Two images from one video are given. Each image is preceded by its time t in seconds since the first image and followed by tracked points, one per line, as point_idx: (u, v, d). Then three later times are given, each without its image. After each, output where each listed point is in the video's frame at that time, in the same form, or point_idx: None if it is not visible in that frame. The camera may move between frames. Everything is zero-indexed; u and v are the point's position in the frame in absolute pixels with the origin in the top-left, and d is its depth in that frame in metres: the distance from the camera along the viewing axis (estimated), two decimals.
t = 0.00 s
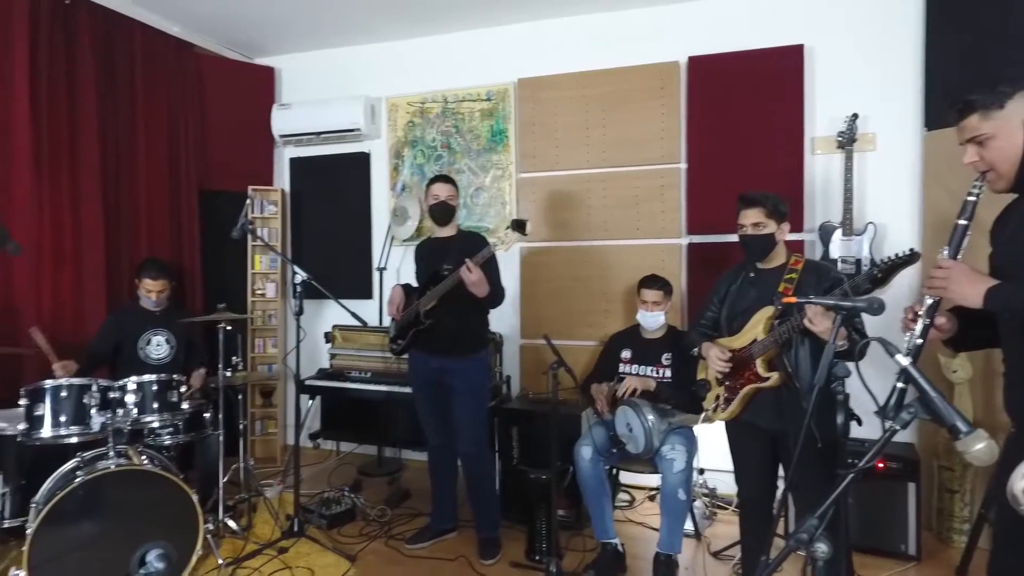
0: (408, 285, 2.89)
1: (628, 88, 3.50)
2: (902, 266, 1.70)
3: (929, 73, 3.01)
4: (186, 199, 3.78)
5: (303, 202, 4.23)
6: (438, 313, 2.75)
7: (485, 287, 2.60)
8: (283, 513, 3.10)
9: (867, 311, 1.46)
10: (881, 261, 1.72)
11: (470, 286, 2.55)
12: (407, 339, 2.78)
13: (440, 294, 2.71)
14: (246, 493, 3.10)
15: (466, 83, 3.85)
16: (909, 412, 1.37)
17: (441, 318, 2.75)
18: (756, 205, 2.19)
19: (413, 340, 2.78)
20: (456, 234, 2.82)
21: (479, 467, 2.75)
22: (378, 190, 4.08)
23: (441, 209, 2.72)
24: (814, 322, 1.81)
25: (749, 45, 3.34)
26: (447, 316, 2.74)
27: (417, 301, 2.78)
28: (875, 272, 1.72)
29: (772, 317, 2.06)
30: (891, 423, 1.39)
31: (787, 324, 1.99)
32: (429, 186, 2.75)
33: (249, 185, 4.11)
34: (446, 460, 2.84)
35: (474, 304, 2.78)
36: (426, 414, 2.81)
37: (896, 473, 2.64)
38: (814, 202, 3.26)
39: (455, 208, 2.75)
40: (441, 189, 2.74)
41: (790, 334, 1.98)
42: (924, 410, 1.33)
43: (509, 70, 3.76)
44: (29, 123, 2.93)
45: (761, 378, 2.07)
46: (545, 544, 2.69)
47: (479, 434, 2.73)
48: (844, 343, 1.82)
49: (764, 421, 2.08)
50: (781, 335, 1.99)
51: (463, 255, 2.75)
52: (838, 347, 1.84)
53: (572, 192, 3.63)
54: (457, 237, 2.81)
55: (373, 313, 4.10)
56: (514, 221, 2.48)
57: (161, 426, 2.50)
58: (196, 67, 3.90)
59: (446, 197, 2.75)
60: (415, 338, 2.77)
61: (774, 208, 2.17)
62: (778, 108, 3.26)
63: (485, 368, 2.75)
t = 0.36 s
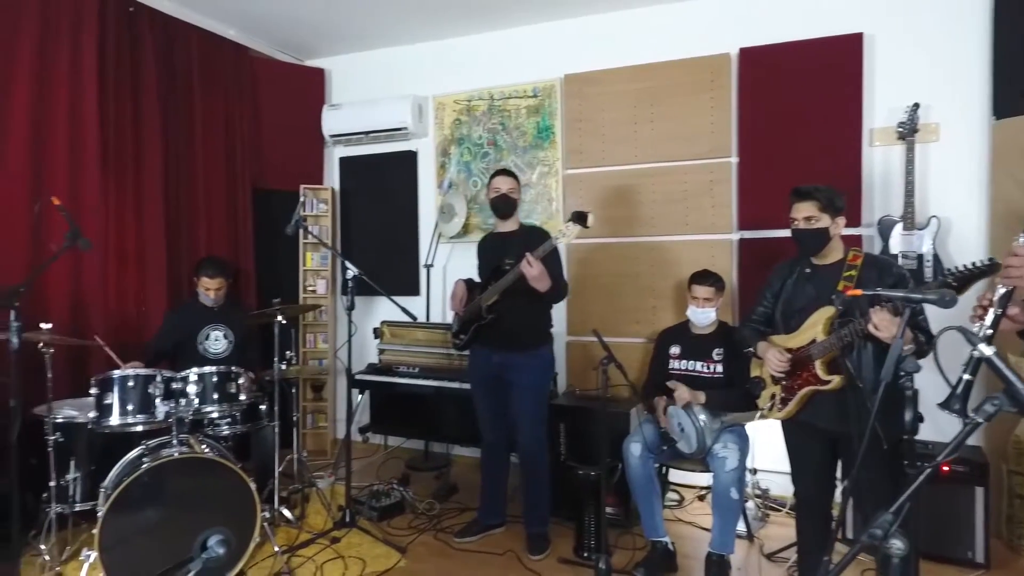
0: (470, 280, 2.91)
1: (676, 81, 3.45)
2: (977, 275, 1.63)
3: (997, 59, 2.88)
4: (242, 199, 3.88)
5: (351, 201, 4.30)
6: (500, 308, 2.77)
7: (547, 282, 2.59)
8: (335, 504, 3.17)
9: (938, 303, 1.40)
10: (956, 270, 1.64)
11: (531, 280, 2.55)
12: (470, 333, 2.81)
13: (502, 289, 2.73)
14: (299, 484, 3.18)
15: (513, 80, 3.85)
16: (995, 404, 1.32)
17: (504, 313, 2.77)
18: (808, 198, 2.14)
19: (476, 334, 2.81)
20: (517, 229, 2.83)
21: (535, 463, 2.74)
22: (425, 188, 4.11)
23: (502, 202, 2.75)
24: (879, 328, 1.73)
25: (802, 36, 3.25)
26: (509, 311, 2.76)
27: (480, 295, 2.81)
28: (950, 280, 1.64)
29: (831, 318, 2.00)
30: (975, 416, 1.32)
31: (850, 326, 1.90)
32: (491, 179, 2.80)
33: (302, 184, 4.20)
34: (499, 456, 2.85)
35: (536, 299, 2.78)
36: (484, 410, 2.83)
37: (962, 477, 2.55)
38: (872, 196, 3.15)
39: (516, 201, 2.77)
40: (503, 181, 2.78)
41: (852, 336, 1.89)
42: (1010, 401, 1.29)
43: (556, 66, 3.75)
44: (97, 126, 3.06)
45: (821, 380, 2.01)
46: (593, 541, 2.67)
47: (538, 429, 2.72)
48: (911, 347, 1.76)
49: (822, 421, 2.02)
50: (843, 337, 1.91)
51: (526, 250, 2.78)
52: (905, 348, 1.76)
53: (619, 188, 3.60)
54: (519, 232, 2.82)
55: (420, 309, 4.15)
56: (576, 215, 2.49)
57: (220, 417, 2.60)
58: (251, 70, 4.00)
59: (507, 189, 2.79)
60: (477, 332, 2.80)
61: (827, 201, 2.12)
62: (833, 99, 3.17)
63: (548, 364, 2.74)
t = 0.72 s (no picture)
0: (524, 276, 2.93)
1: (725, 74, 3.38)
2: None
3: None
4: (291, 199, 3.95)
5: (396, 199, 4.34)
6: (554, 305, 2.76)
7: (601, 281, 2.57)
8: (382, 499, 3.21)
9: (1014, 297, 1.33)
10: None
11: (585, 279, 2.54)
12: (523, 331, 2.82)
13: (556, 286, 2.72)
14: (347, 478, 3.23)
15: (557, 77, 3.84)
16: None
17: (558, 311, 2.76)
18: (874, 188, 2.07)
19: (529, 331, 2.81)
20: (572, 224, 2.83)
21: (585, 464, 2.73)
22: (469, 186, 4.13)
23: (556, 199, 2.74)
24: (947, 316, 1.67)
25: (858, 25, 3.15)
26: (563, 309, 2.75)
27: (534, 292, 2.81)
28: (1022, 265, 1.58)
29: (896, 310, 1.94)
30: None
31: (913, 318, 1.84)
32: (544, 174, 2.79)
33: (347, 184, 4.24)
34: (548, 455, 2.84)
35: (591, 295, 2.77)
36: (534, 407, 2.83)
37: None
38: (933, 189, 3.03)
39: (570, 196, 2.75)
40: (556, 176, 2.76)
41: (915, 328, 1.83)
42: None
43: (601, 62, 3.72)
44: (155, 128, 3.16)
45: (883, 375, 1.95)
46: (641, 541, 2.64)
47: (591, 427, 2.71)
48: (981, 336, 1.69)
49: (883, 420, 1.95)
50: (906, 330, 1.84)
51: (579, 247, 2.76)
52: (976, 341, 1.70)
53: (665, 184, 3.54)
54: (574, 227, 2.81)
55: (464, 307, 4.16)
56: (633, 214, 2.48)
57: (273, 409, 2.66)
58: (300, 73, 4.08)
59: (560, 184, 2.77)
60: (531, 329, 2.81)
61: (895, 191, 2.04)
62: (891, 90, 3.06)
63: (603, 362, 2.73)
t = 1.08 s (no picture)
0: (562, 273, 2.91)
1: (773, 67, 3.30)
2: None
3: None
4: (334, 198, 4.00)
5: (437, 198, 4.35)
6: (594, 303, 2.74)
7: (645, 281, 2.53)
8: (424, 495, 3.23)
9: None
10: None
11: (629, 278, 2.51)
12: (562, 328, 2.81)
13: (597, 285, 2.70)
14: (390, 474, 3.26)
15: (599, 73, 3.79)
16: None
17: (597, 308, 2.73)
18: (938, 184, 1.98)
19: (567, 329, 2.80)
20: (612, 221, 2.78)
21: (629, 464, 2.69)
22: (509, 184, 4.11)
23: (598, 196, 2.71)
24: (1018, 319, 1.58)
25: (914, 13, 3.03)
26: (602, 306, 2.72)
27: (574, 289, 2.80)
28: None
29: (959, 311, 1.85)
30: None
31: (980, 320, 1.74)
32: (587, 171, 2.75)
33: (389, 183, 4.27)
34: (589, 454, 2.81)
35: (632, 293, 2.72)
36: (575, 405, 2.80)
37: None
38: (995, 183, 2.90)
39: (612, 193, 2.72)
40: (599, 174, 2.72)
41: (982, 331, 1.73)
42: None
43: (643, 57, 3.67)
44: (206, 130, 3.24)
45: (946, 379, 1.86)
46: (687, 543, 2.60)
47: (632, 426, 2.66)
48: None
49: (948, 424, 1.88)
50: (970, 334, 1.76)
51: (621, 245, 2.71)
52: None
53: (710, 180, 3.47)
54: (614, 224, 2.77)
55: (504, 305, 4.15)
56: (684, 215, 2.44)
57: (318, 405, 2.69)
58: (344, 73, 4.13)
59: (603, 182, 2.73)
60: (570, 327, 2.79)
61: (961, 187, 1.95)
62: (950, 80, 2.94)
63: (643, 360, 2.69)
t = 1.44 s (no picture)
0: (591, 270, 2.86)
1: (824, 58, 3.19)
2: None
3: None
4: (377, 196, 4.03)
5: (477, 196, 4.34)
6: (626, 300, 2.69)
7: (681, 278, 2.48)
8: (465, 493, 3.23)
9: None
10: None
11: (664, 275, 2.46)
12: (591, 325, 2.76)
13: (630, 282, 2.64)
14: (432, 471, 3.28)
15: (642, 68, 3.73)
16: None
17: (630, 306, 2.67)
18: (1010, 172, 1.88)
19: (597, 326, 2.75)
20: (643, 219, 2.75)
21: (667, 465, 2.63)
22: (550, 181, 4.07)
23: (632, 194, 2.66)
24: None
25: None
26: (635, 305, 2.67)
27: (604, 286, 2.74)
28: None
29: None
30: None
31: None
32: (619, 169, 2.71)
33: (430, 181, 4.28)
34: (627, 454, 2.76)
35: (663, 290, 2.68)
36: (609, 405, 2.76)
37: None
38: None
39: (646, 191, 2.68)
40: (632, 171, 2.68)
41: None
42: None
43: (687, 51, 3.60)
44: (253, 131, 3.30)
45: (1016, 378, 1.77)
46: (734, 547, 2.54)
47: (667, 425, 2.61)
48: None
49: (1017, 426, 1.77)
50: None
51: (654, 243, 2.67)
52: None
53: (757, 176, 3.38)
54: (645, 222, 2.73)
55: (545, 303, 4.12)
56: (726, 210, 2.38)
57: (362, 401, 2.72)
58: (386, 73, 4.16)
59: (637, 179, 2.69)
60: (600, 324, 2.74)
61: None
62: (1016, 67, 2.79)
63: (674, 357, 2.64)
